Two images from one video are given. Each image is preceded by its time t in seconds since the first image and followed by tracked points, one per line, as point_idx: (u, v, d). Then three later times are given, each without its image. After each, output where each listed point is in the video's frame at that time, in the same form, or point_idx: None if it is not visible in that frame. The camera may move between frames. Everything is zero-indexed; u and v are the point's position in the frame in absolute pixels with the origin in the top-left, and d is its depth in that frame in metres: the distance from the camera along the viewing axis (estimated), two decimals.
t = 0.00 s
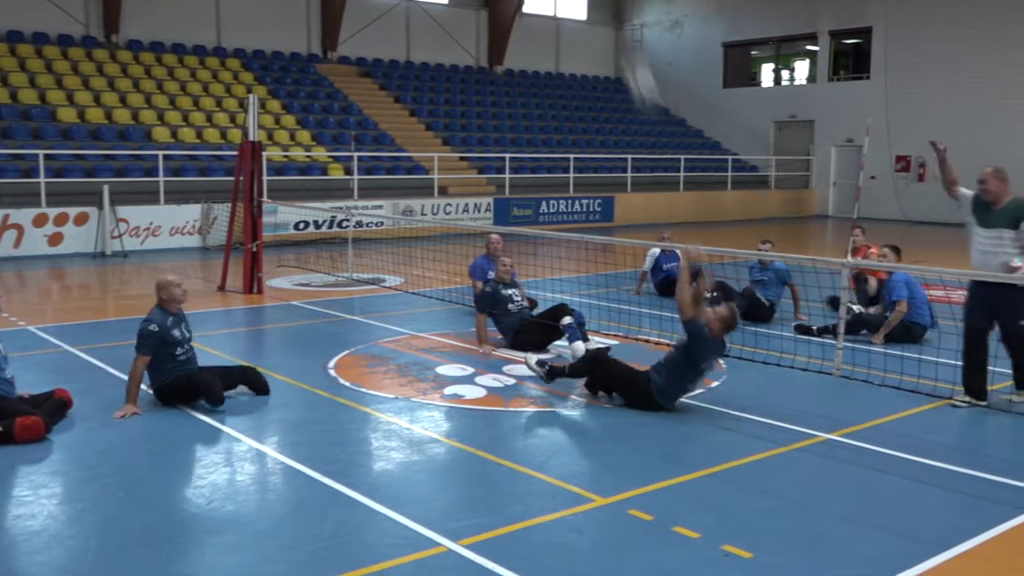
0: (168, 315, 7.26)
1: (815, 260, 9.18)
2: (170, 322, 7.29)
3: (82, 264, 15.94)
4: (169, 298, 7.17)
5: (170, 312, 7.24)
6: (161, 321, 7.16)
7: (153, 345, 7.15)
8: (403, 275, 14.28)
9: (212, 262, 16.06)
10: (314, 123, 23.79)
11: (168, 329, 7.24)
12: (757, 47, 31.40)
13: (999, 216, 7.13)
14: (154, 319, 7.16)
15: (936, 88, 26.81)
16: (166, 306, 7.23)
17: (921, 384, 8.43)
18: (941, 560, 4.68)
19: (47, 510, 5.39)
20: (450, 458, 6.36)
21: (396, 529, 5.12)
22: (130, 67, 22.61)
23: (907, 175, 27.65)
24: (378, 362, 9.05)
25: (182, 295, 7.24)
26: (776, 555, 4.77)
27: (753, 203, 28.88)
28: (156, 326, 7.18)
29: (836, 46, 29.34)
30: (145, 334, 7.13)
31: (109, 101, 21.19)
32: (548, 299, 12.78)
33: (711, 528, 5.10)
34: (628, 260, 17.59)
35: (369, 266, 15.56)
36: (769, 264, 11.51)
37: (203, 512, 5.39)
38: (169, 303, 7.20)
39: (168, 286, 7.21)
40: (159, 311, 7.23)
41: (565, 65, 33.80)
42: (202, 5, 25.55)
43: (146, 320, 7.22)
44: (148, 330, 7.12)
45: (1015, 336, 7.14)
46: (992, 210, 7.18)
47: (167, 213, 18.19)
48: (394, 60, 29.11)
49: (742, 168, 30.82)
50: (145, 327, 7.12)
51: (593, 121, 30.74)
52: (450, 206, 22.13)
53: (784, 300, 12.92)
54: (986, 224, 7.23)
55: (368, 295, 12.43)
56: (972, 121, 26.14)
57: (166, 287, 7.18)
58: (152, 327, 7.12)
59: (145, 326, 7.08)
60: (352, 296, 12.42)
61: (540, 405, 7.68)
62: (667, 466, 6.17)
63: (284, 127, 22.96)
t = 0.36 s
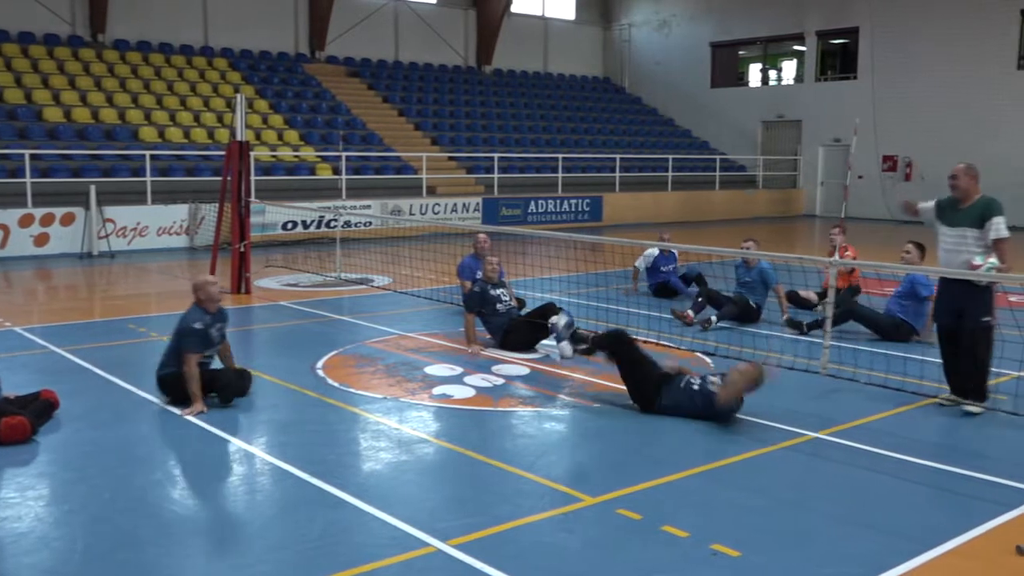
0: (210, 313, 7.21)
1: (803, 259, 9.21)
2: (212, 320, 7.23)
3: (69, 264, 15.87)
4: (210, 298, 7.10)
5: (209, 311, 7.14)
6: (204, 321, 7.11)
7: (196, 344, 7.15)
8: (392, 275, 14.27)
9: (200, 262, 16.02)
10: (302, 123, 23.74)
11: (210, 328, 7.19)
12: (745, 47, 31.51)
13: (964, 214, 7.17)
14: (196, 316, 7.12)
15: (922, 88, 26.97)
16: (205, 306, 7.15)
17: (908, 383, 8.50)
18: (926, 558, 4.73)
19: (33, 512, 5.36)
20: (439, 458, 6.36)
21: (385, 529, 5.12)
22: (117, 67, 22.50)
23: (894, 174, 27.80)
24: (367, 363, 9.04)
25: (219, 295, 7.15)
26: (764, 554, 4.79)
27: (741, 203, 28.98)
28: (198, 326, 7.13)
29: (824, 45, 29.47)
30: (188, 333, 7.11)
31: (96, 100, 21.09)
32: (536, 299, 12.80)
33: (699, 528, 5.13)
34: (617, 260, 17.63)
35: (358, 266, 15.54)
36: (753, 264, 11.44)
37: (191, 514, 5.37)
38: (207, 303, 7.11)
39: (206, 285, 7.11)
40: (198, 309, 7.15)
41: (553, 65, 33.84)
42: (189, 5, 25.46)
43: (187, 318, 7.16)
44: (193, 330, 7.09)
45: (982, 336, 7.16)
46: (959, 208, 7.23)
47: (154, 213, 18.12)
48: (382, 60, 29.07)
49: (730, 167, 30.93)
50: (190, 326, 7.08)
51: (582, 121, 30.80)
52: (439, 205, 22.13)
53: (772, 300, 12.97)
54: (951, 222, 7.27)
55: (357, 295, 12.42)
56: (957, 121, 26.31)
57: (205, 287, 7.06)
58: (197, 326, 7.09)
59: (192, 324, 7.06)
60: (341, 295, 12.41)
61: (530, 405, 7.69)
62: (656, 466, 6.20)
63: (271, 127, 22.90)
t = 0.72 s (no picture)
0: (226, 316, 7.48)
1: (789, 258, 9.26)
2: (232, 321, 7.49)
3: (54, 264, 15.77)
4: (222, 300, 7.34)
5: (225, 313, 7.41)
6: (219, 323, 7.37)
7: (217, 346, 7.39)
8: (379, 276, 14.26)
9: (186, 263, 15.96)
10: (288, 123, 23.67)
11: (227, 329, 7.42)
12: (731, 47, 31.63)
13: (935, 216, 7.20)
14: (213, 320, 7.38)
15: (907, 88, 27.15)
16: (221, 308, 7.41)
17: (893, 381, 8.56)
18: (912, 555, 4.77)
19: (19, 514, 5.33)
20: (426, 458, 6.36)
21: (373, 530, 5.12)
22: (102, 66, 22.37)
23: (879, 174, 27.97)
24: (354, 363, 9.03)
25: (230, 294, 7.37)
26: (752, 552, 4.82)
27: (728, 203, 29.07)
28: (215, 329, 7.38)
29: (809, 46, 29.61)
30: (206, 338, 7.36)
31: (81, 100, 20.98)
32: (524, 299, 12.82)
33: (687, 527, 5.14)
34: (604, 260, 17.67)
35: (345, 266, 15.52)
36: (741, 264, 11.47)
37: (178, 515, 5.36)
38: (221, 305, 7.37)
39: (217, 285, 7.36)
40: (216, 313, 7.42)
41: (540, 65, 33.87)
42: (174, 4, 25.34)
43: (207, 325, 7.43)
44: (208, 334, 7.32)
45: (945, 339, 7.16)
46: (933, 210, 7.25)
47: (140, 213, 18.03)
48: (369, 60, 29.02)
49: (716, 167, 31.04)
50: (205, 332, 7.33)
51: (569, 122, 30.83)
52: (426, 205, 22.12)
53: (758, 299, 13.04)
54: (926, 225, 7.32)
55: (344, 296, 12.40)
56: (942, 121, 26.50)
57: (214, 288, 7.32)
58: (211, 330, 7.33)
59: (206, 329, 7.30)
60: (328, 296, 12.39)
61: (517, 405, 7.69)
62: (644, 465, 6.22)
63: (258, 127, 22.83)
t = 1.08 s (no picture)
0: (255, 309, 7.70)
1: (782, 258, 9.28)
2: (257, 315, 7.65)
3: (47, 265, 15.72)
4: (247, 293, 7.54)
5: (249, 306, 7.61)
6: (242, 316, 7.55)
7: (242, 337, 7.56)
8: (373, 276, 14.25)
9: (179, 263, 15.92)
10: (282, 122, 23.61)
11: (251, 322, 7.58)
12: (724, 47, 31.67)
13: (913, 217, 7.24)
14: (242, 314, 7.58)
15: (899, 88, 27.22)
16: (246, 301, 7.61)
17: (886, 380, 8.59)
18: (905, 554, 4.78)
19: (12, 515, 5.31)
20: (420, 458, 6.36)
21: (367, 529, 5.12)
22: (94, 66, 22.29)
23: (872, 174, 28.04)
24: (349, 362, 9.03)
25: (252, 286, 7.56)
26: (745, 552, 4.83)
27: (722, 203, 29.11)
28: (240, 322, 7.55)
29: (802, 45, 29.67)
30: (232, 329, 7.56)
31: (73, 100, 20.93)
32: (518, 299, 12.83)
33: (681, 527, 5.15)
34: (597, 260, 17.70)
35: (338, 266, 15.51)
36: (742, 263, 11.47)
37: (171, 515, 5.35)
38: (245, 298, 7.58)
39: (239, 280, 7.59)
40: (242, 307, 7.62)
41: (534, 65, 33.87)
42: (167, 4, 25.28)
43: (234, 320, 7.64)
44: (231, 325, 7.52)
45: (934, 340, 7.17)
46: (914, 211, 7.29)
47: (133, 213, 17.98)
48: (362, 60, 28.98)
49: (710, 167, 31.10)
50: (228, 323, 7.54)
51: (563, 122, 30.84)
52: (420, 205, 22.10)
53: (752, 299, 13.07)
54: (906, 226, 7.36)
55: (338, 295, 12.41)
56: (935, 121, 26.58)
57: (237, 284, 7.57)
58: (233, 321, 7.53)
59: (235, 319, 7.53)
60: (323, 296, 12.39)
61: (511, 405, 7.70)
62: (638, 464, 6.23)
63: (251, 126, 22.79)
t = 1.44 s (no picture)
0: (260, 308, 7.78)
1: (779, 258, 9.30)
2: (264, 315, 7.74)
3: (44, 264, 15.70)
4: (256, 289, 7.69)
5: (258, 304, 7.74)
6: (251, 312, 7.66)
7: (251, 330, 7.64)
8: (370, 275, 14.26)
9: (176, 263, 15.92)
10: (279, 122, 23.61)
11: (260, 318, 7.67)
12: (721, 47, 31.70)
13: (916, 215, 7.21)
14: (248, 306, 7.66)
15: (896, 88, 27.27)
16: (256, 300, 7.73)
17: (882, 380, 8.60)
18: (902, 554, 4.79)
19: (10, 515, 5.30)
20: (418, 458, 6.36)
21: (365, 529, 5.12)
22: (91, 65, 22.26)
23: (869, 173, 28.07)
24: (347, 362, 9.03)
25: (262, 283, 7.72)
26: (743, 551, 4.83)
27: (719, 202, 29.14)
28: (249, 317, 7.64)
29: (800, 46, 29.70)
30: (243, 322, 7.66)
31: (70, 100, 20.91)
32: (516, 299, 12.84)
33: (679, 526, 5.15)
34: (595, 259, 17.71)
35: (336, 266, 15.51)
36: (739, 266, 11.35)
37: (169, 515, 5.35)
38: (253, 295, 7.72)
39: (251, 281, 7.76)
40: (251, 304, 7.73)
41: (531, 65, 33.87)
42: (164, 3, 25.25)
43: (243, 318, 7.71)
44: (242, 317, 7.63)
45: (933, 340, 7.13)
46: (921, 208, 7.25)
47: (130, 213, 17.96)
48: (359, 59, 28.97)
49: (707, 166, 31.13)
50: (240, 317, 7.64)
51: (560, 122, 30.86)
52: (417, 205, 22.11)
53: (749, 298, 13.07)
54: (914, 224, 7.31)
55: (336, 295, 12.41)
56: (932, 121, 26.62)
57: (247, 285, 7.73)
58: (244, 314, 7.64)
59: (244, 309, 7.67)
60: (320, 295, 12.40)
61: (510, 405, 7.70)
62: (636, 464, 6.23)
63: (248, 126, 22.78)
